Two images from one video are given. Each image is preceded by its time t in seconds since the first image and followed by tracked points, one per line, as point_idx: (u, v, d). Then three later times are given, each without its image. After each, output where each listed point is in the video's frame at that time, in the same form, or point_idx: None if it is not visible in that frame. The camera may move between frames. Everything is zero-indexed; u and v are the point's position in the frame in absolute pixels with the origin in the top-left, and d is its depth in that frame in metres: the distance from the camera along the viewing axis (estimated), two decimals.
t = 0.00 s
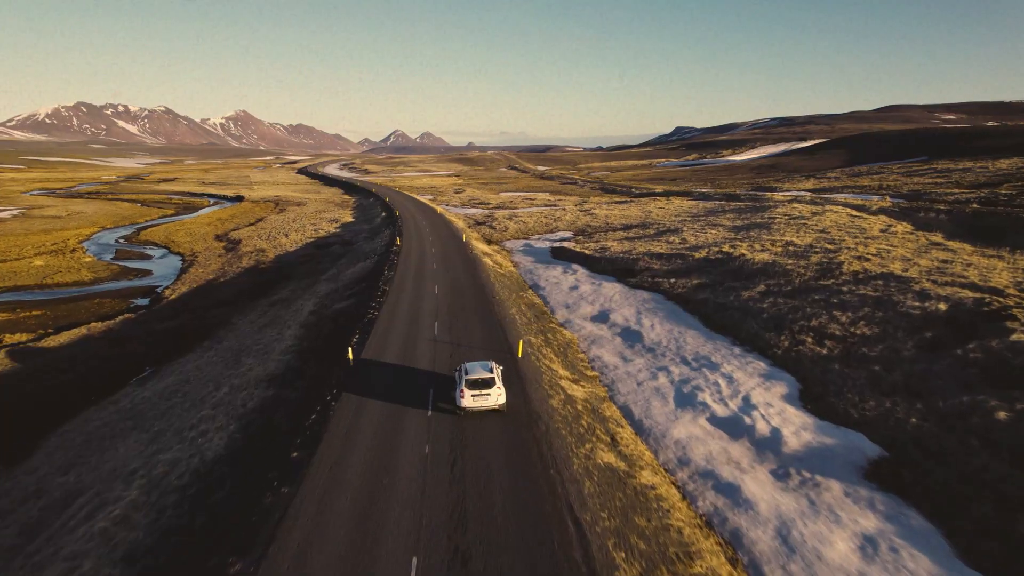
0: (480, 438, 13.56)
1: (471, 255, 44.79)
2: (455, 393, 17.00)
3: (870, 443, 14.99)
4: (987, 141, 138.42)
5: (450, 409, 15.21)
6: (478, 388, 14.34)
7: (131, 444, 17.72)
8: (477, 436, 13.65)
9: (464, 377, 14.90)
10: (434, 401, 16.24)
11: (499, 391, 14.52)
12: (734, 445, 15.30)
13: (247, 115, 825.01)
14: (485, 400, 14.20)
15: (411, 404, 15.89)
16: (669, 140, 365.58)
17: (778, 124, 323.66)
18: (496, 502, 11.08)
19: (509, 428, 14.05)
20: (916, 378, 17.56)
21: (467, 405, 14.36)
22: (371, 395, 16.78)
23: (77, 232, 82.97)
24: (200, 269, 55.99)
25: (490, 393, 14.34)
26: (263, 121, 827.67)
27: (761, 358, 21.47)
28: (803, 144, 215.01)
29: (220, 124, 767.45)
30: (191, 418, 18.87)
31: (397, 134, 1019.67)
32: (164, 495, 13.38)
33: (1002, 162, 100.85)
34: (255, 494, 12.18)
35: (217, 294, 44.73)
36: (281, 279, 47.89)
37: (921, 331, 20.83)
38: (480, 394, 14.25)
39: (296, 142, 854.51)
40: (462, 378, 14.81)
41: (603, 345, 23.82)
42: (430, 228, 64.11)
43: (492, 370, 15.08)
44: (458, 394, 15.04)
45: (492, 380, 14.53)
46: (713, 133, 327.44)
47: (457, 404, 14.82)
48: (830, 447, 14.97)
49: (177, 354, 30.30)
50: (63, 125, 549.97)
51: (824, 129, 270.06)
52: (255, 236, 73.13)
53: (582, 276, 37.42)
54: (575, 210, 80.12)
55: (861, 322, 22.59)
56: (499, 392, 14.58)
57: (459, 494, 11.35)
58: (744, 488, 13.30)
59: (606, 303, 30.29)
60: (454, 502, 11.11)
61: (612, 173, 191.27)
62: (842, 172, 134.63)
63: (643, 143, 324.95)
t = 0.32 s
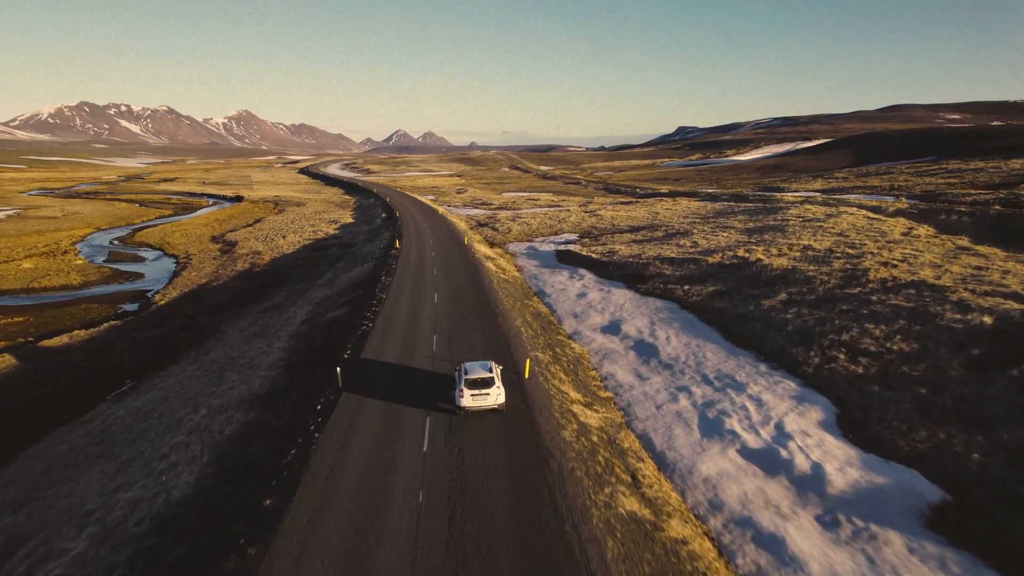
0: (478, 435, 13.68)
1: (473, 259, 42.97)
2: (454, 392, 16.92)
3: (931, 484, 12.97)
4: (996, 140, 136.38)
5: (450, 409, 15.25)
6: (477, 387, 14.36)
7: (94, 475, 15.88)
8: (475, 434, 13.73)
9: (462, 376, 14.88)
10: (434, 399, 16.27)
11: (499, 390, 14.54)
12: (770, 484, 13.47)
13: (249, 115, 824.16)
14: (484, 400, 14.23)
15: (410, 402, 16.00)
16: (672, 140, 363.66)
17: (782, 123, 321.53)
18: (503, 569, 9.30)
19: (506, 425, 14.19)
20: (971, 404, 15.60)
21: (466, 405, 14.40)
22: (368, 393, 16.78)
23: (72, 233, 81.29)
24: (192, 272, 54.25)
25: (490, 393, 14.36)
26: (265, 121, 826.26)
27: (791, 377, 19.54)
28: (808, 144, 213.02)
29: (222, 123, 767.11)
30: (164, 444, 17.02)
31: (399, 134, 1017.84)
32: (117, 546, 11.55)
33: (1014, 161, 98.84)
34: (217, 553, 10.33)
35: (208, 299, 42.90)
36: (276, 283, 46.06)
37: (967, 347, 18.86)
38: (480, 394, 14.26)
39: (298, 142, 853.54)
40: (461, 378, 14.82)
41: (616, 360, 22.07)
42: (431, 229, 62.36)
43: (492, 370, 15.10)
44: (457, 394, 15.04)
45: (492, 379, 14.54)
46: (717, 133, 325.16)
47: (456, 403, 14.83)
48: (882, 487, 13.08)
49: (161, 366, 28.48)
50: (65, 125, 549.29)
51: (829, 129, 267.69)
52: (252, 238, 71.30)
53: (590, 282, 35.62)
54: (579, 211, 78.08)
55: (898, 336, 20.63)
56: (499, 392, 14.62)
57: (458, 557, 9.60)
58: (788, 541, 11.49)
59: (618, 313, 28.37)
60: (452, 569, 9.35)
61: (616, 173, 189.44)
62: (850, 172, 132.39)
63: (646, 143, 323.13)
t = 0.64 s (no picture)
0: (477, 435, 13.72)
1: (475, 263, 41.14)
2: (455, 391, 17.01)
3: (1010, 540, 11.04)
4: (1006, 139, 134.28)
5: (450, 408, 15.33)
6: (478, 386, 14.47)
7: (45, 515, 14.04)
8: (476, 434, 13.74)
9: (462, 374, 14.96)
10: (433, 398, 16.40)
11: (499, 389, 14.64)
12: (820, 535, 11.59)
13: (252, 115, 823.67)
14: (484, 398, 14.33)
15: (410, 401, 16.15)
16: (675, 140, 361.65)
17: (786, 123, 319.42)
18: None
19: (507, 424, 14.27)
20: None
21: (466, 404, 14.48)
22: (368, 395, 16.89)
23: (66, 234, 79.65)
24: (185, 276, 52.52)
25: (490, 392, 14.47)
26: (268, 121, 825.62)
27: (827, 401, 17.52)
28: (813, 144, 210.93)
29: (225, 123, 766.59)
30: (127, 477, 15.14)
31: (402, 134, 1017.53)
32: None
33: None
34: None
35: (200, 305, 41.08)
36: (271, 288, 44.20)
37: None
38: (481, 392, 14.36)
39: (301, 141, 853.02)
40: (461, 377, 14.91)
41: (632, 378, 20.31)
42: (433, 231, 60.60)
43: (492, 369, 15.17)
44: (457, 393, 15.10)
45: (492, 377, 14.66)
46: (721, 133, 322.80)
47: (456, 402, 14.92)
48: (953, 543, 11.16)
49: (142, 380, 26.59)
50: (68, 125, 549.04)
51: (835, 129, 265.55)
52: (249, 240, 69.47)
53: (598, 288, 33.81)
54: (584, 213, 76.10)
55: (944, 354, 18.58)
56: (499, 390, 14.73)
57: None
58: None
59: (631, 325, 26.44)
60: None
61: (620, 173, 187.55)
62: (858, 172, 130.29)
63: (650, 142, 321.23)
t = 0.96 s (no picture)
0: (478, 434, 13.85)
1: (478, 266, 39.34)
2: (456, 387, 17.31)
3: None
4: (1018, 138, 131.94)
5: (450, 406, 15.57)
6: (478, 385, 14.70)
7: None
8: (477, 433, 13.92)
9: (463, 373, 15.18)
10: (434, 395, 16.64)
11: (499, 388, 14.83)
12: None
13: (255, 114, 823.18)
14: (484, 397, 14.54)
15: (412, 399, 16.40)
16: (679, 139, 359.45)
17: (791, 122, 317.13)
18: None
19: (507, 421, 14.48)
20: None
21: (467, 403, 14.70)
22: (368, 391, 17.14)
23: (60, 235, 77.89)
24: (178, 279, 50.72)
25: (490, 391, 14.68)
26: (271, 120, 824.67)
27: (871, 430, 15.49)
28: (820, 144, 208.60)
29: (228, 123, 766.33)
30: (80, 520, 13.27)
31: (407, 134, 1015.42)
32: None
33: None
34: None
35: (191, 311, 39.35)
36: (266, 293, 42.44)
37: None
38: (481, 392, 14.59)
39: (304, 141, 852.48)
40: (462, 376, 15.12)
41: (651, 401, 18.53)
42: (435, 232, 58.84)
43: (492, 369, 15.33)
44: (458, 392, 15.31)
45: (492, 377, 14.88)
46: (726, 133, 320.62)
47: (456, 401, 15.13)
48: None
49: (121, 393, 24.75)
50: (71, 125, 548.44)
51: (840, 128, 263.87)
52: (246, 242, 67.68)
53: (609, 295, 32.02)
54: (590, 214, 74.33)
55: (1000, 376, 16.57)
56: (499, 389, 14.94)
57: None
58: None
59: (647, 337, 24.61)
60: None
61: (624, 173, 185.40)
62: (867, 173, 128.26)
63: (654, 142, 319.15)
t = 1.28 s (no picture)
0: (479, 430, 13.97)
1: (480, 270, 37.54)
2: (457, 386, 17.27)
3: None
4: None
5: (450, 406, 15.44)
6: (478, 384, 14.55)
7: None
8: (477, 429, 14.00)
9: (464, 373, 15.05)
10: (434, 395, 16.56)
11: (500, 388, 14.73)
12: None
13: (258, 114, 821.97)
14: (485, 397, 14.40)
15: (411, 398, 16.31)
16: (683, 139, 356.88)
17: (795, 122, 314.66)
18: None
19: (508, 420, 14.47)
20: None
21: (467, 402, 14.55)
22: (368, 390, 17.03)
23: (53, 236, 76.09)
24: (170, 284, 48.90)
25: (491, 390, 14.56)
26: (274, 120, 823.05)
27: (929, 468, 13.56)
28: (826, 143, 206.25)
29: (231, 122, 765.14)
30: None
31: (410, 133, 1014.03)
32: None
33: None
34: None
35: (180, 318, 37.48)
36: (259, 299, 40.54)
37: None
38: (481, 392, 14.45)
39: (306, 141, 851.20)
40: (463, 375, 14.97)
41: (674, 429, 16.62)
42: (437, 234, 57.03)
43: (493, 368, 15.21)
44: (458, 391, 15.17)
45: (493, 376, 14.77)
46: (730, 133, 318.37)
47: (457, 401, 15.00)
48: None
49: (93, 413, 22.74)
50: (74, 125, 547.58)
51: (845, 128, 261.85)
52: (243, 244, 65.95)
53: (620, 304, 30.15)
54: (596, 215, 72.47)
55: None
56: (500, 389, 14.80)
57: None
58: None
59: (664, 353, 22.70)
60: None
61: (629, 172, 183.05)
62: (876, 173, 126.12)
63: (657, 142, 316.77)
